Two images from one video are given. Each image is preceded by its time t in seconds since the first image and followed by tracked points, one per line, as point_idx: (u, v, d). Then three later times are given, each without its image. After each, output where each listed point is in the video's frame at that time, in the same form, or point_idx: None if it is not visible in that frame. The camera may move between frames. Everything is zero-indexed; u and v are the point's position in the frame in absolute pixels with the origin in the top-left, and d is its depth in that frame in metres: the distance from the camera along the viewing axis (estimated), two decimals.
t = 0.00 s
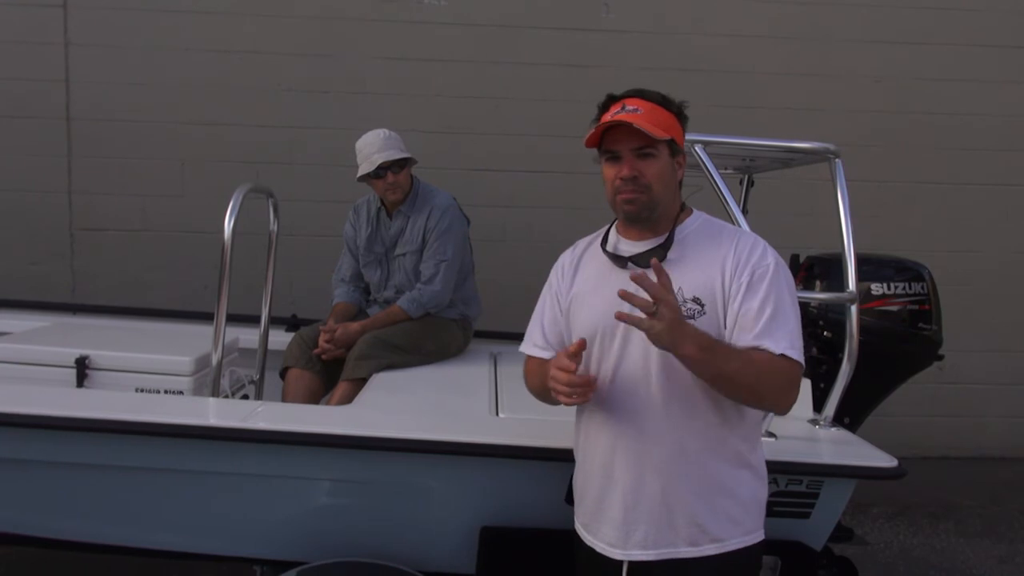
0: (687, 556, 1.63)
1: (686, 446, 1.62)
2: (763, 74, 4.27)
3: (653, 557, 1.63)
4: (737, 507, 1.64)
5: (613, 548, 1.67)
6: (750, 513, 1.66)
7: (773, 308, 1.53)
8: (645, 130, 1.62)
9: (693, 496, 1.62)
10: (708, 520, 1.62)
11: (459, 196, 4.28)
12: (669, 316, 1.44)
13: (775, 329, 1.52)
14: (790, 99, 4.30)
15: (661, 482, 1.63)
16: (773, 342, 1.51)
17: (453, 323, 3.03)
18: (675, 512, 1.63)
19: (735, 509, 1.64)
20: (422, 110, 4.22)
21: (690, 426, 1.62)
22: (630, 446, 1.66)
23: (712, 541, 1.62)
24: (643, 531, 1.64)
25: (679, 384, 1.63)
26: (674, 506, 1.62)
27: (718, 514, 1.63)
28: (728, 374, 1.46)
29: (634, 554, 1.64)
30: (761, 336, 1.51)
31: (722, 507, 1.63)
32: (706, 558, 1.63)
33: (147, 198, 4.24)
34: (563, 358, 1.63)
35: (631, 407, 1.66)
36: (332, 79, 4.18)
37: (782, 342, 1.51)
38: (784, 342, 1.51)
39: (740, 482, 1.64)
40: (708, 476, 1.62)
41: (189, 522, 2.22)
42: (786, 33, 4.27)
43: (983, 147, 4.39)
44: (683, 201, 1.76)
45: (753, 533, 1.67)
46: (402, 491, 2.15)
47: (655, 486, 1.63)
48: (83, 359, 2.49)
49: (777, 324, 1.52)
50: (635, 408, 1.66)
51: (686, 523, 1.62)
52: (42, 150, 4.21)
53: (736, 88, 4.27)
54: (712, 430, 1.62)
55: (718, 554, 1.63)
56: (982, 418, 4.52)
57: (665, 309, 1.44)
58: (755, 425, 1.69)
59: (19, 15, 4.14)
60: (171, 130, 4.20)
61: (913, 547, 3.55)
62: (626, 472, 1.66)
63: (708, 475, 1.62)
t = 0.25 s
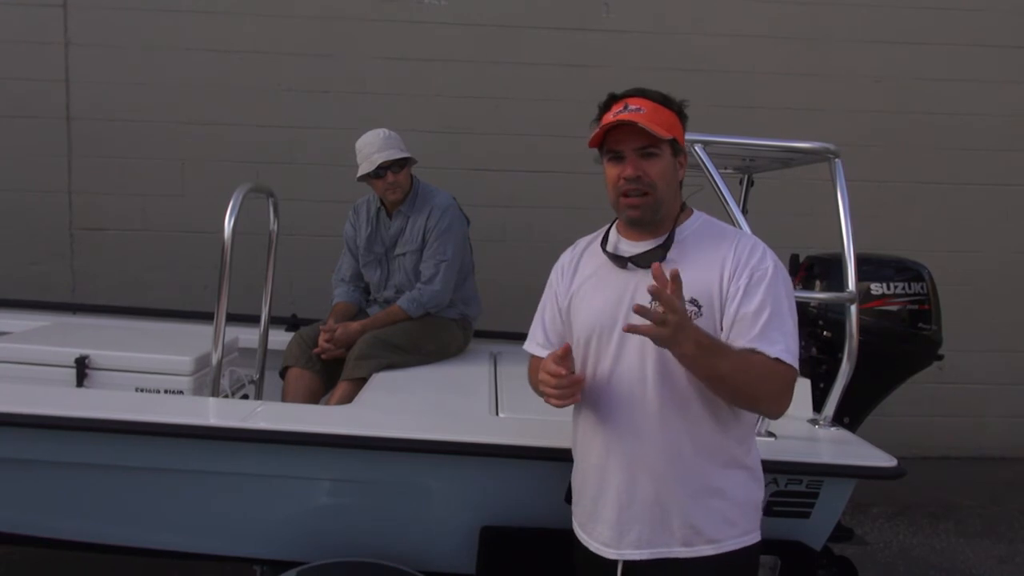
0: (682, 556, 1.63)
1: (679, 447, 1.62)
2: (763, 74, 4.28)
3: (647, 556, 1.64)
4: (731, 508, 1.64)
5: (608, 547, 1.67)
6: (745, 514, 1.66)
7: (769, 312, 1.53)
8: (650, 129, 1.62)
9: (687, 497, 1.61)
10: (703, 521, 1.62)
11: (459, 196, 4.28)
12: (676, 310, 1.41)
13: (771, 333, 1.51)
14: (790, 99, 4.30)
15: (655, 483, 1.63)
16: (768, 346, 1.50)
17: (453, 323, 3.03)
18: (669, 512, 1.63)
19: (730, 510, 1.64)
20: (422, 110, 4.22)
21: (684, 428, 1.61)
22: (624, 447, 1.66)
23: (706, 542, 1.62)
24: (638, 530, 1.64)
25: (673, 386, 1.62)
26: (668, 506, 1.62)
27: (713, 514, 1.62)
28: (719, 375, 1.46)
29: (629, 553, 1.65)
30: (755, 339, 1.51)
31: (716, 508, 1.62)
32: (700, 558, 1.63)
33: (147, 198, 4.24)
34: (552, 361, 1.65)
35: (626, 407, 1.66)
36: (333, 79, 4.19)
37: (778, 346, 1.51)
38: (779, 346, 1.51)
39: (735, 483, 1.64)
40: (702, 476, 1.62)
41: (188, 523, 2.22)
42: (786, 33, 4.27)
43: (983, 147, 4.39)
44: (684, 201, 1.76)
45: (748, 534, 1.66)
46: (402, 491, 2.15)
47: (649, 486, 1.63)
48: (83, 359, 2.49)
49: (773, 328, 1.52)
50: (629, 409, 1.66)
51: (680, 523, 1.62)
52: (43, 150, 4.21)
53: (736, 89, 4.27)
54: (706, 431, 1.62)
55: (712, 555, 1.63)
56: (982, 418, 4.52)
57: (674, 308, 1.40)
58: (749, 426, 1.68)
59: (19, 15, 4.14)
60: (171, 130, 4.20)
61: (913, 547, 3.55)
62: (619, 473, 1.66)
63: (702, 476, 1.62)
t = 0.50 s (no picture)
0: (670, 558, 1.62)
1: (671, 449, 1.61)
2: (763, 74, 4.27)
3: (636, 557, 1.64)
4: (723, 513, 1.62)
5: (598, 546, 1.68)
6: (738, 519, 1.64)
7: (768, 319, 1.52)
8: (642, 131, 1.62)
9: (677, 499, 1.61)
10: (693, 524, 1.61)
11: (459, 197, 4.28)
12: (653, 339, 1.43)
13: (767, 339, 1.51)
14: (790, 100, 4.30)
15: (645, 485, 1.63)
16: (764, 351, 1.50)
17: (453, 323, 3.03)
18: (659, 514, 1.62)
19: (721, 515, 1.62)
20: (422, 110, 4.22)
21: (675, 430, 1.61)
22: (616, 447, 1.66)
23: (695, 546, 1.61)
24: (627, 531, 1.65)
25: (667, 389, 1.62)
26: (658, 507, 1.62)
27: (703, 519, 1.61)
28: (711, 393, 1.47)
29: (618, 553, 1.65)
30: (752, 344, 1.51)
31: (707, 512, 1.61)
32: (689, 561, 1.62)
33: (147, 198, 4.25)
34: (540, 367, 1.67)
35: (621, 408, 1.66)
36: (333, 79, 4.19)
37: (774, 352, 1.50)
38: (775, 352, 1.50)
39: (727, 488, 1.63)
40: (693, 479, 1.61)
41: (188, 523, 2.22)
42: (786, 33, 4.27)
43: (983, 147, 4.39)
44: (684, 201, 1.75)
45: (740, 540, 1.65)
46: (401, 491, 2.16)
47: (639, 487, 1.63)
48: (83, 359, 2.49)
49: (771, 333, 1.51)
50: (623, 409, 1.66)
51: (670, 526, 1.62)
52: (42, 150, 4.22)
53: (736, 89, 4.27)
54: (700, 434, 1.61)
55: (701, 559, 1.62)
56: (982, 418, 4.51)
57: (653, 338, 1.43)
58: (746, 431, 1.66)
59: (19, 15, 4.15)
60: (171, 130, 4.20)
61: (913, 547, 3.55)
62: (612, 474, 1.67)
63: (692, 479, 1.61)
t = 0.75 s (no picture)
0: (652, 562, 1.61)
1: (659, 452, 1.60)
2: (763, 74, 4.28)
3: (619, 557, 1.63)
4: (710, 522, 1.58)
5: (583, 542, 1.68)
6: (727, 532, 1.60)
7: (763, 336, 1.47)
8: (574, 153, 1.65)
9: (661, 504, 1.59)
10: (674, 530, 1.59)
11: (459, 197, 4.28)
12: (627, 376, 1.44)
13: (758, 355, 1.47)
14: (790, 100, 4.30)
15: (631, 486, 1.62)
16: (762, 372, 1.46)
17: (454, 324, 3.03)
18: (643, 516, 1.61)
19: (708, 526, 1.58)
20: (422, 111, 4.22)
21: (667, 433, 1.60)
22: (606, 447, 1.66)
23: (678, 552, 1.59)
24: (612, 530, 1.64)
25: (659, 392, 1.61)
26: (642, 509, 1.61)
27: (687, 526, 1.58)
28: (702, 415, 1.46)
29: (601, 551, 1.65)
30: (748, 363, 1.47)
31: (692, 519, 1.58)
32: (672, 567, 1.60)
33: (147, 198, 4.25)
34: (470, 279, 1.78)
35: (615, 408, 1.66)
36: (333, 80, 4.19)
37: (762, 369, 1.47)
38: (762, 370, 1.46)
39: (717, 498, 1.59)
40: (679, 485, 1.58)
41: (188, 523, 2.22)
42: (786, 34, 4.27)
43: (982, 147, 4.39)
44: (683, 200, 1.69)
45: (729, 553, 1.60)
46: (401, 492, 2.16)
47: (625, 487, 1.62)
48: (83, 360, 2.49)
49: (761, 348, 1.47)
50: (618, 410, 1.65)
51: (651, 529, 1.60)
52: (42, 150, 4.21)
53: (736, 89, 4.27)
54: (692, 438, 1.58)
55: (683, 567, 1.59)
56: (982, 418, 4.51)
57: (620, 370, 1.44)
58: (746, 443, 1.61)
59: (18, 16, 4.15)
60: (171, 130, 4.20)
61: (913, 547, 3.55)
62: (600, 473, 1.66)
63: (678, 485, 1.58)
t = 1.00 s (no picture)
0: (642, 560, 1.61)
1: (650, 451, 1.60)
2: (763, 75, 4.28)
3: (609, 553, 1.64)
4: (701, 522, 1.57)
5: (576, 537, 1.69)
6: (720, 533, 1.58)
7: (752, 332, 1.47)
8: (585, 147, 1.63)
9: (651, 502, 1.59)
10: (665, 529, 1.59)
11: (459, 198, 4.28)
12: (609, 372, 1.45)
13: (748, 351, 1.47)
14: (790, 101, 4.30)
15: (621, 483, 1.62)
16: (752, 369, 1.46)
17: (454, 324, 3.02)
18: (632, 514, 1.61)
19: (698, 525, 1.57)
20: (422, 111, 4.22)
21: (658, 432, 1.59)
22: (600, 444, 1.67)
23: (667, 551, 1.59)
24: (603, 526, 1.65)
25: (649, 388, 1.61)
26: (632, 507, 1.61)
27: (676, 525, 1.58)
28: (690, 412, 1.47)
29: (592, 546, 1.66)
30: (738, 359, 1.47)
31: (682, 519, 1.58)
32: (662, 565, 1.60)
33: (147, 199, 4.25)
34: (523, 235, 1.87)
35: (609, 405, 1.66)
36: (334, 81, 4.19)
37: (751, 364, 1.47)
38: (750, 366, 1.47)
39: (709, 498, 1.57)
40: (669, 484, 1.58)
41: (187, 524, 2.22)
42: (786, 35, 4.27)
43: (982, 148, 4.39)
44: (685, 196, 1.70)
45: (721, 555, 1.58)
46: (401, 492, 2.16)
47: (615, 484, 1.63)
48: (83, 361, 2.49)
49: (751, 345, 1.47)
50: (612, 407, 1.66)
51: (642, 526, 1.60)
52: (42, 151, 4.21)
53: (736, 90, 4.27)
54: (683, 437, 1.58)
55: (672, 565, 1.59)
56: (982, 419, 4.51)
57: (602, 365, 1.45)
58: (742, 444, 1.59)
59: (19, 16, 4.14)
60: (171, 131, 4.20)
61: (913, 548, 3.55)
62: (592, 469, 1.67)
63: (668, 483, 1.58)
